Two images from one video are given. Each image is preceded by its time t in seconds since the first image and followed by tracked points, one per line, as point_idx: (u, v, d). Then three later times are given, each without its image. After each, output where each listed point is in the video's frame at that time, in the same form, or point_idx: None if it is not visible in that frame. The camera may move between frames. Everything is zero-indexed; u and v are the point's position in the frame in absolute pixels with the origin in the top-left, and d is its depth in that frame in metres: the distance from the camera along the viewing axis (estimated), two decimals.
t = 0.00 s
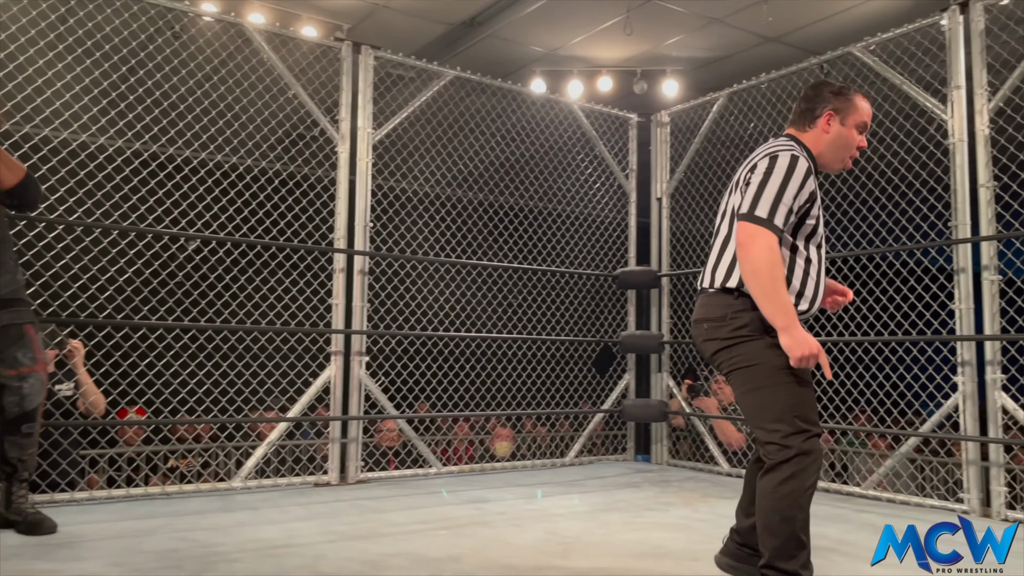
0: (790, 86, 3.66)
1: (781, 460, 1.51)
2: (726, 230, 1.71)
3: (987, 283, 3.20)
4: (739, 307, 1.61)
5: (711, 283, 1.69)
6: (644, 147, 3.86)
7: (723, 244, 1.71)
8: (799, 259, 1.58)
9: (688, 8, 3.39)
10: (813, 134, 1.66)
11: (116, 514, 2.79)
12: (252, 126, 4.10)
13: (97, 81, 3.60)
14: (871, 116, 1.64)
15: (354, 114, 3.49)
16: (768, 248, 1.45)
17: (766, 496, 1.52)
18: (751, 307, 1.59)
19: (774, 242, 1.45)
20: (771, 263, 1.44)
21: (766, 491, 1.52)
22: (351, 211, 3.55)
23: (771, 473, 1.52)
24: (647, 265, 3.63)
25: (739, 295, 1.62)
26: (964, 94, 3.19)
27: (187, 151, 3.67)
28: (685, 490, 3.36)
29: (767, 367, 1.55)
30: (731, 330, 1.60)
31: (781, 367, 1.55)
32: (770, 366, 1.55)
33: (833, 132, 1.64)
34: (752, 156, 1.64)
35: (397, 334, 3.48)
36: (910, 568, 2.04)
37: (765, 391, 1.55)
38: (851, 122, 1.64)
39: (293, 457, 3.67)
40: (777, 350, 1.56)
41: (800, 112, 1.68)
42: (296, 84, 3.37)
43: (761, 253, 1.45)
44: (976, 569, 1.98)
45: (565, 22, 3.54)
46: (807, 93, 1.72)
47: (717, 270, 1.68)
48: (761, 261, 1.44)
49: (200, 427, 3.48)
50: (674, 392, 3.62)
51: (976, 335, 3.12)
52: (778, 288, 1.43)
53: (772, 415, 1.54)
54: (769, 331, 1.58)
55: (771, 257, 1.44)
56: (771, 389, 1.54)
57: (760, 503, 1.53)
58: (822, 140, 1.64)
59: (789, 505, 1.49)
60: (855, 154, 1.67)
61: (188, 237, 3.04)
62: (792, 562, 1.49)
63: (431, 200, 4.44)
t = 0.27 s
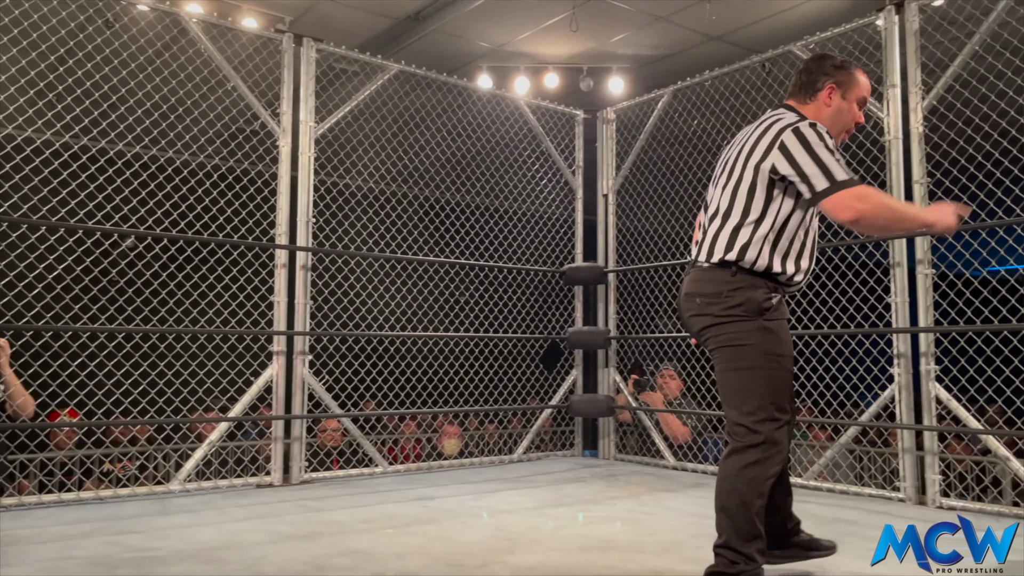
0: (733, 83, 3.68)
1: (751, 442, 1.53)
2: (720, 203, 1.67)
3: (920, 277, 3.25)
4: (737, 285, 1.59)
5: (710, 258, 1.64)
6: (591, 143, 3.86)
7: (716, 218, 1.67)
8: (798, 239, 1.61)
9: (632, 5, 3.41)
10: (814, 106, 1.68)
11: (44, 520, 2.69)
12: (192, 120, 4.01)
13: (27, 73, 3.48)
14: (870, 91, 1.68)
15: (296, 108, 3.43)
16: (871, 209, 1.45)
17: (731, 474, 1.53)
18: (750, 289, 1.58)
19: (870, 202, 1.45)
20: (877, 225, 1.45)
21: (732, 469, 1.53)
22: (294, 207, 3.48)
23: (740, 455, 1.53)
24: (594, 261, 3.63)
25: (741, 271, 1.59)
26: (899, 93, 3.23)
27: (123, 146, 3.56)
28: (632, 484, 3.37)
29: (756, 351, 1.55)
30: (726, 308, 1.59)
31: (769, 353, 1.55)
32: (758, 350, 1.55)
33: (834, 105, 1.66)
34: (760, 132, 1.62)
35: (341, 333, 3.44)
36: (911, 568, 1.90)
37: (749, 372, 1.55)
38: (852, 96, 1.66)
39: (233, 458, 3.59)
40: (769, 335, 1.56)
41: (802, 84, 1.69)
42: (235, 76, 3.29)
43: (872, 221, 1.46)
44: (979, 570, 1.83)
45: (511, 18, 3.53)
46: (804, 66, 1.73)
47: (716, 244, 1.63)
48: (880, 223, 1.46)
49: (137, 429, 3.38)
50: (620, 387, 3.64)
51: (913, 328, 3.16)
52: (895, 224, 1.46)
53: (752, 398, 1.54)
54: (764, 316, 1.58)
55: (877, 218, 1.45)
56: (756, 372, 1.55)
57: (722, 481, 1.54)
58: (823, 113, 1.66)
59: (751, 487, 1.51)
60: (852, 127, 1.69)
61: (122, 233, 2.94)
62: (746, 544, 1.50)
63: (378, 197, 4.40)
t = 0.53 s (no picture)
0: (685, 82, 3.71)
1: (738, 437, 1.53)
2: (709, 209, 1.70)
3: (866, 274, 3.27)
4: (724, 286, 1.60)
5: (696, 260, 1.67)
6: (546, 141, 3.87)
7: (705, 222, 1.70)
8: (787, 244, 1.61)
9: (586, 3, 3.42)
10: (808, 127, 1.69)
11: None
12: (138, 114, 3.91)
13: None
14: (865, 114, 1.68)
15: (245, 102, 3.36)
16: (891, 183, 1.43)
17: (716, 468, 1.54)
18: (737, 288, 1.59)
19: (888, 176, 1.43)
20: (895, 199, 1.43)
21: (717, 463, 1.54)
22: (244, 203, 3.42)
23: (725, 449, 1.54)
24: (548, 258, 3.63)
25: (725, 273, 1.61)
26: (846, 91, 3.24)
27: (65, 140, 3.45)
28: (587, 480, 3.38)
29: (743, 348, 1.56)
30: (712, 307, 1.60)
31: (756, 350, 1.56)
32: (745, 347, 1.56)
33: (827, 128, 1.66)
34: (750, 141, 1.64)
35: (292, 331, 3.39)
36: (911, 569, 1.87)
37: (735, 369, 1.55)
38: (846, 120, 1.67)
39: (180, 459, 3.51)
40: (757, 333, 1.56)
41: (798, 104, 1.70)
42: (182, 70, 3.21)
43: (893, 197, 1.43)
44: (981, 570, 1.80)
45: (466, 14, 3.51)
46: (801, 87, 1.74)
47: (701, 246, 1.66)
48: (903, 198, 1.43)
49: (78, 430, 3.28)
50: (575, 384, 3.64)
51: (859, 324, 3.18)
52: (921, 190, 1.43)
53: (738, 394, 1.55)
54: (751, 314, 1.58)
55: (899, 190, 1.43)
56: (743, 368, 1.55)
57: (707, 474, 1.55)
58: (815, 134, 1.67)
59: (735, 481, 1.51)
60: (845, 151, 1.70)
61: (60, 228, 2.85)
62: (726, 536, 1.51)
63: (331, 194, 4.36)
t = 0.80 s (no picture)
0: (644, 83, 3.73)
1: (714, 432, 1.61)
2: (691, 209, 1.75)
3: (819, 275, 3.31)
4: (703, 285, 1.65)
5: (680, 260, 1.72)
6: (505, 141, 3.87)
7: (687, 222, 1.75)
8: (766, 243, 1.66)
9: (545, 4, 3.42)
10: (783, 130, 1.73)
11: None
12: (88, 108, 3.82)
13: None
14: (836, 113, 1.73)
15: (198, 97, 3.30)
16: (857, 178, 1.46)
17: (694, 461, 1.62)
18: (717, 288, 1.64)
19: (855, 172, 1.47)
20: (861, 192, 1.45)
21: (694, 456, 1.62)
22: (197, 200, 3.36)
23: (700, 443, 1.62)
24: (507, 258, 3.64)
25: (707, 271, 1.66)
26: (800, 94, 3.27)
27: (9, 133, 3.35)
28: (544, 480, 3.39)
29: (722, 347, 1.62)
30: (693, 305, 1.65)
31: (735, 350, 1.62)
32: (723, 346, 1.62)
33: (801, 129, 1.71)
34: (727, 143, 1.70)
35: (245, 330, 3.34)
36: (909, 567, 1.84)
37: (713, 367, 1.62)
38: (818, 120, 1.71)
39: (129, 461, 3.43)
40: (735, 334, 1.63)
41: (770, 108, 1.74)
42: (133, 64, 3.14)
43: (859, 190, 1.46)
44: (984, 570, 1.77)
45: (425, 12, 3.49)
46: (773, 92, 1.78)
47: (685, 246, 1.71)
48: (875, 190, 1.45)
49: (22, 432, 3.19)
50: (534, 384, 3.64)
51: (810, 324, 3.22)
52: (889, 185, 1.43)
53: (715, 391, 1.62)
54: (731, 314, 1.64)
55: (865, 182, 1.45)
56: (720, 367, 1.62)
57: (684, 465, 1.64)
58: (790, 135, 1.71)
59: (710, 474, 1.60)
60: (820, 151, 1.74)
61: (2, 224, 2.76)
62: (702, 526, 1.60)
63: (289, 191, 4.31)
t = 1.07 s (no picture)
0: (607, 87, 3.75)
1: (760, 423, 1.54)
2: (682, 216, 1.71)
3: (775, 279, 3.35)
4: (710, 287, 1.59)
5: (677, 267, 1.67)
6: (467, 143, 3.87)
7: (679, 230, 1.71)
8: (761, 244, 1.64)
9: (508, 6, 3.43)
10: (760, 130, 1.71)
11: None
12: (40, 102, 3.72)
13: None
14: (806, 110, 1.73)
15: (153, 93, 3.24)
16: (836, 158, 1.44)
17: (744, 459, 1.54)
18: (724, 287, 1.59)
19: (834, 152, 1.44)
20: (837, 170, 1.43)
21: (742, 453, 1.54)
22: (153, 197, 3.29)
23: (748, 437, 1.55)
24: (468, 259, 3.65)
25: (710, 275, 1.61)
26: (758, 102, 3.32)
27: None
28: (502, 482, 3.38)
29: (745, 340, 1.55)
30: (705, 307, 1.58)
31: (757, 341, 1.56)
32: (746, 340, 1.55)
33: (777, 127, 1.69)
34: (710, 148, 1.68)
35: (200, 331, 3.29)
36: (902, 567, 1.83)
37: (740, 362, 1.55)
38: (792, 117, 1.70)
39: (78, 464, 3.36)
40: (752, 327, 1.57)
41: (745, 108, 1.72)
42: (86, 58, 3.07)
43: (835, 169, 1.44)
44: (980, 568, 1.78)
45: (387, 12, 3.47)
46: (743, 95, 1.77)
47: (681, 253, 1.66)
48: (853, 167, 1.44)
49: None
50: (493, 385, 3.63)
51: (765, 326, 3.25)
52: (860, 167, 1.44)
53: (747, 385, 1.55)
54: (742, 310, 1.58)
55: (843, 163, 1.44)
56: (746, 361, 1.55)
57: (738, 460, 1.55)
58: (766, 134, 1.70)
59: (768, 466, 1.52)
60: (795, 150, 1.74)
61: None
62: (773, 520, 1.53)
63: (247, 189, 4.25)
